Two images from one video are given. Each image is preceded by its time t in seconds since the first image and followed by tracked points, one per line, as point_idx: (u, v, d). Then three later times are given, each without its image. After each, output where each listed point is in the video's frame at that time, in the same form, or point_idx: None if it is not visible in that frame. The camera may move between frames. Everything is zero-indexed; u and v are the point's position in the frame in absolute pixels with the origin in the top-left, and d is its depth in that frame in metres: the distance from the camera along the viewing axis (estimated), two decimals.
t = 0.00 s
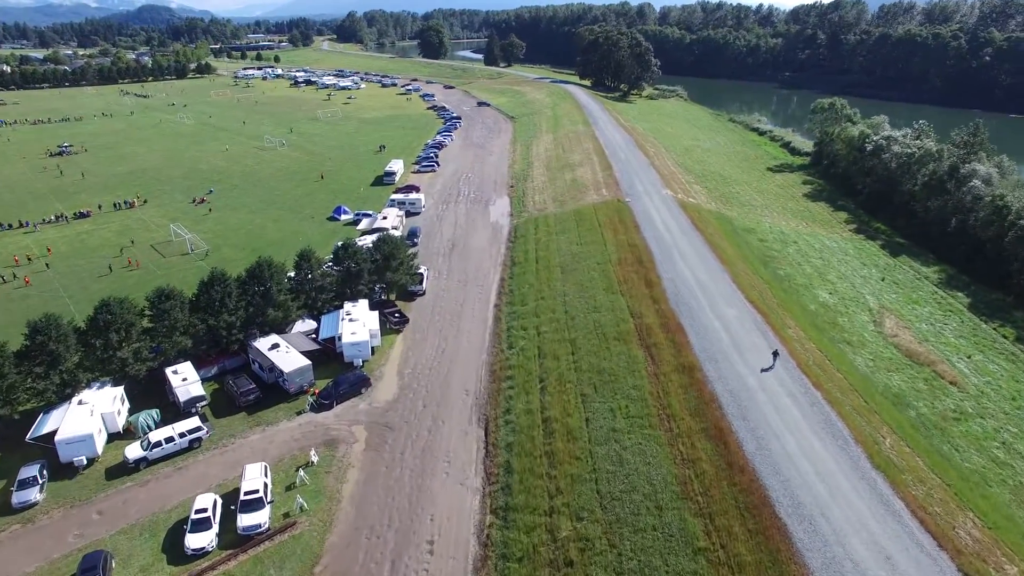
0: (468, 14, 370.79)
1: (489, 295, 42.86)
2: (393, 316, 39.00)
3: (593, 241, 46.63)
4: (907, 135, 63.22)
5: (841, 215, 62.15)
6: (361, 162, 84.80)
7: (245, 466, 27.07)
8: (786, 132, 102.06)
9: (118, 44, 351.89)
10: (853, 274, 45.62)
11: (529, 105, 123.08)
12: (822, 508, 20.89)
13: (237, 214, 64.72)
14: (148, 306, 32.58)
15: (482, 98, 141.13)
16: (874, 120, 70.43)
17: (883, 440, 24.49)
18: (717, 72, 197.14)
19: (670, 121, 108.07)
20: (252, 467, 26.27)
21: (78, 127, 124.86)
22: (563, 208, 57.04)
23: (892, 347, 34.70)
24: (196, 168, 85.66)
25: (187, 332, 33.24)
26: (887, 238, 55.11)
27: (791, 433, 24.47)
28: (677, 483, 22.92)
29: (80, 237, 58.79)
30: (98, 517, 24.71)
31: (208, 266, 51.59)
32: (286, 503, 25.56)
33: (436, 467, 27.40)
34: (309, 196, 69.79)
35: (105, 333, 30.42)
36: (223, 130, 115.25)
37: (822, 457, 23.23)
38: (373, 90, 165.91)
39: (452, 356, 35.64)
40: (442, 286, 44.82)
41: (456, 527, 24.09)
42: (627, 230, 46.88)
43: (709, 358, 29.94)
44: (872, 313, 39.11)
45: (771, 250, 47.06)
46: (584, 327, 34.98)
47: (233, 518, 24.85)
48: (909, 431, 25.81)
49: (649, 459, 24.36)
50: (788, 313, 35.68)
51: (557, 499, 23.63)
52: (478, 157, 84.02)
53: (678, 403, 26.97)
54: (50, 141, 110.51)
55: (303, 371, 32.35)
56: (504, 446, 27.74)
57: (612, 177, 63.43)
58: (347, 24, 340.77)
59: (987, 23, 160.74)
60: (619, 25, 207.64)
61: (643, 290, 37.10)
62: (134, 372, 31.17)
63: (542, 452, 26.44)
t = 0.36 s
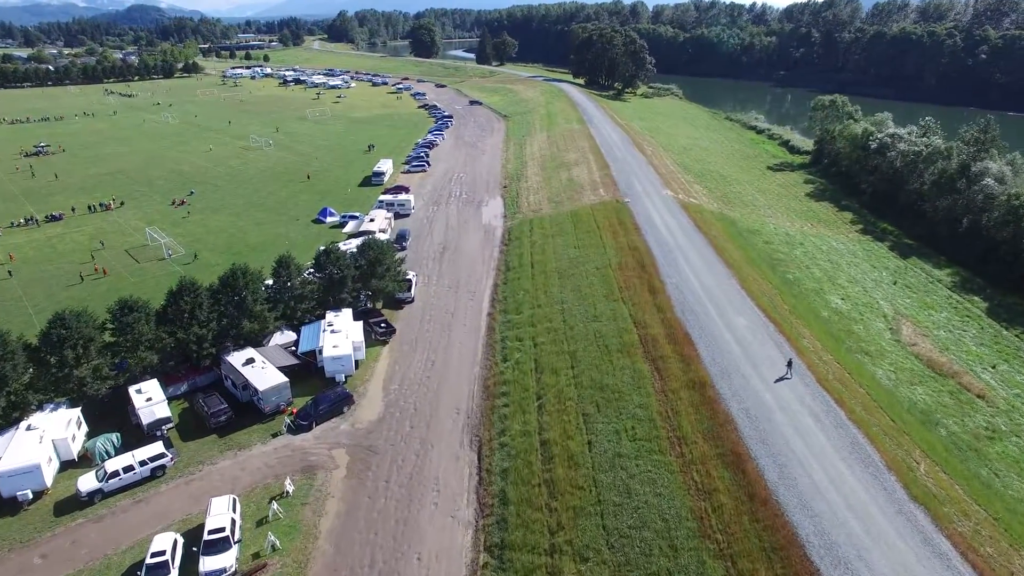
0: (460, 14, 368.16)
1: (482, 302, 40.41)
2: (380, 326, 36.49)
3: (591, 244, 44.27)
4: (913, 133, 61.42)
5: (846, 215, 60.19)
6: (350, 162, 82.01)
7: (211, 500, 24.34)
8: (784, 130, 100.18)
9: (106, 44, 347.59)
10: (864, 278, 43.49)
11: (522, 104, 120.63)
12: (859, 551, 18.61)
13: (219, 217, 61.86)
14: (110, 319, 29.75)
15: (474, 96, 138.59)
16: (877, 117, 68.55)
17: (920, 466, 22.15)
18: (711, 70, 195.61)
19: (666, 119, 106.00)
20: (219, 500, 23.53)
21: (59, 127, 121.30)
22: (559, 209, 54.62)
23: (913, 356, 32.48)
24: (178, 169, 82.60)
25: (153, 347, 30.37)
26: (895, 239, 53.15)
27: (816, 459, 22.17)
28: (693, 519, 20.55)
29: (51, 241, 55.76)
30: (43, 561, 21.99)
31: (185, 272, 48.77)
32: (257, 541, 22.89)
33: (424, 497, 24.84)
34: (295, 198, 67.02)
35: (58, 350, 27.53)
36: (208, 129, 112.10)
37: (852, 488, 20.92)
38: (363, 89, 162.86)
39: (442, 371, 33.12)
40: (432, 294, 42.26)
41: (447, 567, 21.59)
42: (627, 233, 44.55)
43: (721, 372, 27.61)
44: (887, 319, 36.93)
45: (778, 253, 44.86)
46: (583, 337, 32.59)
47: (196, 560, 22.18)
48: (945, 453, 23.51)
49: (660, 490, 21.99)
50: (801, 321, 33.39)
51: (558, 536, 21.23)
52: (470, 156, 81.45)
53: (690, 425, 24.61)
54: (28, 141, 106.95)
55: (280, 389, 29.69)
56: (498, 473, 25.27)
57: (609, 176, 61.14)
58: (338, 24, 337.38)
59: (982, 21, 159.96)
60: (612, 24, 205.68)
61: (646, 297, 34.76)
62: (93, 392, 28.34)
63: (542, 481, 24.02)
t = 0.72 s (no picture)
0: (454, 13, 365.28)
1: (475, 311, 37.89)
2: (366, 338, 33.97)
3: (591, 248, 41.83)
4: (922, 130, 59.28)
5: (853, 216, 58.13)
6: (339, 161, 79.32)
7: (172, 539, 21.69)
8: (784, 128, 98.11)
9: (95, 43, 342.65)
10: (879, 282, 41.28)
11: (517, 102, 118.20)
12: None
13: (201, 219, 59.12)
14: (65, 333, 26.85)
15: (468, 95, 136.07)
16: (883, 115, 66.52)
17: (966, 499, 19.80)
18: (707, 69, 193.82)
19: (663, 118, 103.85)
20: (179, 541, 20.91)
21: (41, 126, 117.82)
22: (556, 210, 52.20)
23: (939, 368, 30.21)
24: (160, 169, 79.50)
25: (114, 363, 27.52)
26: (906, 241, 51.06)
27: (849, 492, 19.82)
28: (714, 564, 18.19)
29: (22, 245, 52.84)
30: None
31: (160, 279, 45.92)
32: None
33: (411, 533, 22.32)
34: (281, 199, 64.33)
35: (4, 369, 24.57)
36: (195, 128, 108.99)
37: (893, 528, 18.55)
38: (355, 87, 160.00)
39: (432, 387, 30.63)
40: (422, 301, 39.73)
41: None
42: (628, 236, 42.11)
43: (737, 390, 25.22)
44: (908, 328, 34.67)
45: (787, 256, 42.55)
46: (585, 350, 30.18)
47: None
48: (991, 482, 21.17)
49: (675, 529, 19.58)
50: (819, 331, 31.04)
51: None
52: (463, 155, 78.82)
53: (705, 451, 22.20)
54: (8, 140, 103.53)
55: (253, 410, 27.05)
56: (493, 505, 22.79)
57: (608, 176, 58.67)
58: (331, 23, 334.06)
59: (979, 20, 158.78)
60: (607, 22, 203.36)
61: (652, 306, 32.34)
62: (45, 416, 25.48)
63: (542, 515, 21.56)
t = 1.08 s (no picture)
0: (446, 13, 362.63)
1: (466, 320, 35.53)
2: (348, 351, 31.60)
3: (588, 252, 39.56)
4: (928, 127, 57.37)
5: (859, 216, 56.27)
6: (327, 161, 76.71)
7: None
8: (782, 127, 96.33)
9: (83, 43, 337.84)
10: (891, 287, 39.25)
11: (510, 101, 115.96)
12: None
13: (181, 222, 56.36)
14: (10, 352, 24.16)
15: (460, 94, 133.66)
16: (887, 112, 64.87)
17: (1014, 538, 17.68)
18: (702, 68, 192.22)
19: (659, 116, 101.93)
20: None
21: (20, 126, 114.25)
22: (552, 211, 49.95)
23: (963, 381, 28.14)
24: (141, 168, 76.58)
25: (67, 383, 24.90)
26: (916, 243, 49.19)
27: (885, 531, 17.64)
28: None
29: None
30: None
31: (133, 285, 43.22)
32: None
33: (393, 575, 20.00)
34: (265, 200, 61.68)
35: None
36: (179, 127, 105.77)
37: (939, 574, 16.40)
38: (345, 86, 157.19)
39: (419, 406, 28.29)
40: (410, 310, 37.33)
41: None
42: (628, 239, 39.83)
43: (751, 410, 23.02)
44: (926, 336, 32.60)
45: (796, 260, 40.47)
46: (584, 365, 27.91)
47: None
48: None
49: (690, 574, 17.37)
50: (836, 342, 28.88)
51: None
52: (455, 155, 76.40)
53: (720, 481, 19.99)
54: None
55: (223, 433, 24.56)
56: (485, 542, 20.49)
57: (605, 175, 56.44)
58: (322, 23, 330.87)
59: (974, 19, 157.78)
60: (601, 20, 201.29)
61: (655, 315, 30.10)
62: None
63: (539, 557, 19.28)
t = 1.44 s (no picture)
0: (434, 13, 359.34)
1: (451, 332, 32.92)
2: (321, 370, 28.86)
3: (581, 257, 37.10)
4: (929, 124, 55.92)
5: (860, 217, 54.40)
6: (309, 161, 73.61)
7: None
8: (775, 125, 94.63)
9: (65, 42, 331.10)
10: (901, 292, 37.22)
11: (499, 100, 113.37)
12: None
13: (150, 225, 53.03)
14: None
15: (447, 93, 130.89)
16: (886, 109, 63.42)
17: None
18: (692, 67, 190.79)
19: (651, 115, 99.83)
20: None
21: None
22: (542, 212, 47.48)
23: (990, 396, 25.92)
24: (112, 169, 72.90)
25: None
26: (921, 244, 47.35)
27: None
28: None
29: None
30: None
31: (93, 296, 40.07)
32: None
33: None
34: (242, 202, 58.51)
35: None
36: (155, 126, 101.86)
37: None
38: (330, 85, 153.68)
39: (398, 431, 25.66)
40: (390, 322, 34.64)
41: None
42: (624, 242, 37.45)
43: (766, 436, 20.65)
44: (944, 345, 30.45)
45: (801, 264, 38.25)
46: (579, 384, 25.46)
47: None
48: None
49: None
50: (853, 355, 26.57)
51: None
52: (442, 155, 73.67)
53: (736, 522, 17.62)
54: None
55: (174, 467, 21.61)
56: None
57: (597, 175, 54.08)
58: (309, 22, 326.47)
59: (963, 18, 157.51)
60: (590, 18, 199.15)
61: (655, 328, 27.71)
62: None
63: None
